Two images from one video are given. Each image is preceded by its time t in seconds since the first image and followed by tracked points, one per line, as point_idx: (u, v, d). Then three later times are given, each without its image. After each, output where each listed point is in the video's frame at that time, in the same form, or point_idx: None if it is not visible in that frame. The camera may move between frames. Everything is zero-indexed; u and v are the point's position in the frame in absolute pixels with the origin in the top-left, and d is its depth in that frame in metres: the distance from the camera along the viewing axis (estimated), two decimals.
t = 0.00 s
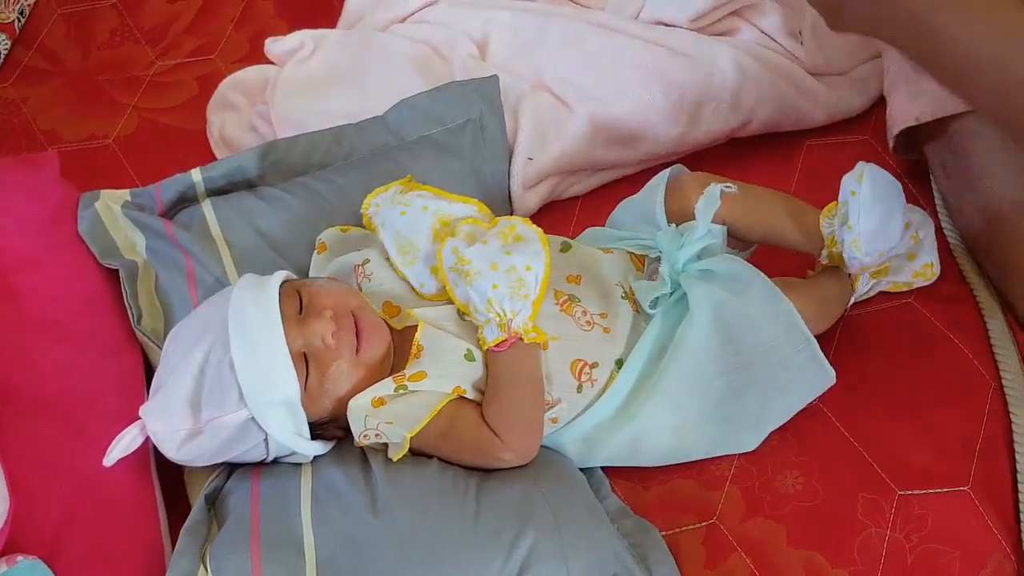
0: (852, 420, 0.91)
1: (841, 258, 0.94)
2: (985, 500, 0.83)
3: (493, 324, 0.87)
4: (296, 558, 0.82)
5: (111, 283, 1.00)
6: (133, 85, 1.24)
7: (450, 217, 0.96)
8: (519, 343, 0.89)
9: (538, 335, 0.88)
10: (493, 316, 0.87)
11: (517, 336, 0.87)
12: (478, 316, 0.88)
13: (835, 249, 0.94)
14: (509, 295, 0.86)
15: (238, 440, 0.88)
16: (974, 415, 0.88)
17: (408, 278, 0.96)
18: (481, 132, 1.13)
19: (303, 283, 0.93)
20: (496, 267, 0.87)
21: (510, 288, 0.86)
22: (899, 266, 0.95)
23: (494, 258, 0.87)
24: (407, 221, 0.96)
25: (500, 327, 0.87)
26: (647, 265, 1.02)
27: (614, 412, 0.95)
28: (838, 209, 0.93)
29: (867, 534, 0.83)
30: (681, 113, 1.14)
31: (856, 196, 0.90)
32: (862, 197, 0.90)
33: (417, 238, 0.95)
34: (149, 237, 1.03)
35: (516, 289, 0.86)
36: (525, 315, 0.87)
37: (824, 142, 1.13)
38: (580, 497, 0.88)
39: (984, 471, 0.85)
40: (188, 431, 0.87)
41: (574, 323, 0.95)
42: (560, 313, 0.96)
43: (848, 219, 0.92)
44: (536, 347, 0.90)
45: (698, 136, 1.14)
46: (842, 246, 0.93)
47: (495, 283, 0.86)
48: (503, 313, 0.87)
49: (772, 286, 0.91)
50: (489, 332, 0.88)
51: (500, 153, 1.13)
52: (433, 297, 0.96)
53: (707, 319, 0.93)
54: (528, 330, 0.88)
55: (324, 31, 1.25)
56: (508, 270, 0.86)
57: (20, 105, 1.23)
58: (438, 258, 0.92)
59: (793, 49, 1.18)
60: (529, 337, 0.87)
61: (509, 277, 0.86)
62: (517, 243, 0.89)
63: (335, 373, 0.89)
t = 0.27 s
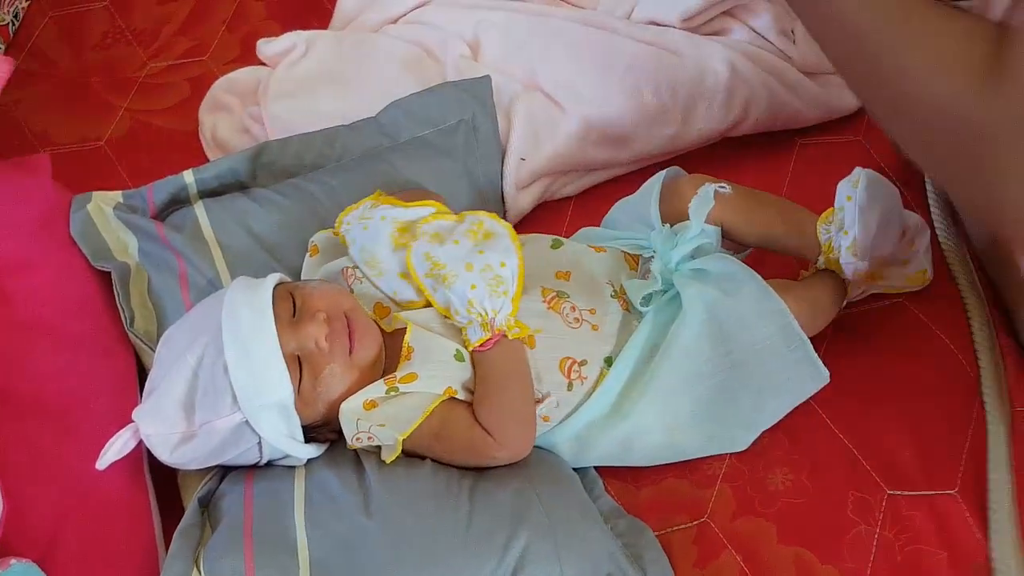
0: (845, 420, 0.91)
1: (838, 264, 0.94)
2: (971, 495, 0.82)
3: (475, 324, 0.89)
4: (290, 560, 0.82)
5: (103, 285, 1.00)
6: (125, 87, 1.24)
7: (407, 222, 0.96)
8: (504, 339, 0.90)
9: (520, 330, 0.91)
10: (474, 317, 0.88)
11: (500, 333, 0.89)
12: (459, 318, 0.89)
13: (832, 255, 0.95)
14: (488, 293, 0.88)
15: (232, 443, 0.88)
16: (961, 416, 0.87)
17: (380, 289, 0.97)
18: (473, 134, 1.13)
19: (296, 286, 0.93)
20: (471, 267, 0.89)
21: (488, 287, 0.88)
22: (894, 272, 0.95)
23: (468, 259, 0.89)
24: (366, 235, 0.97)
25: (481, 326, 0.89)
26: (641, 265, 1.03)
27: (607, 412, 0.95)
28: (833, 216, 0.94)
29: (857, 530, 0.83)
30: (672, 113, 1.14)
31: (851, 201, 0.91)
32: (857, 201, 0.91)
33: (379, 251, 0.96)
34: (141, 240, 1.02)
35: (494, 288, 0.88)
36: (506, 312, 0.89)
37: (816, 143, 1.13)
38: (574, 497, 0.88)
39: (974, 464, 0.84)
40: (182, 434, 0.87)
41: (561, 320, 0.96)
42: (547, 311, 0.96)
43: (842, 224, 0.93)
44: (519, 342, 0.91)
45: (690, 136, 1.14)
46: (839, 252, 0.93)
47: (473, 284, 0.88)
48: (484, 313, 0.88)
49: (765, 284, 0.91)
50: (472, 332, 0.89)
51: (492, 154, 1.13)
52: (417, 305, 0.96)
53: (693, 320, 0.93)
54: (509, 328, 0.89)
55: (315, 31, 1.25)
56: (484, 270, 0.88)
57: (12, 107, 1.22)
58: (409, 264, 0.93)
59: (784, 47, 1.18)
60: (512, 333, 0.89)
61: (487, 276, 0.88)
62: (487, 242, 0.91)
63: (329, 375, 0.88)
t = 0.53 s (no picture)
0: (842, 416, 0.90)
1: (837, 262, 0.93)
2: (960, 492, 0.83)
3: (473, 321, 0.89)
4: (288, 558, 0.82)
5: (100, 284, 1.00)
6: (121, 85, 1.24)
7: (404, 214, 0.96)
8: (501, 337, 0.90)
9: (518, 326, 0.91)
10: (472, 313, 0.89)
11: (499, 329, 0.90)
12: (456, 315, 0.90)
13: (830, 254, 0.94)
14: (487, 290, 0.89)
15: (229, 441, 0.88)
16: (953, 414, 0.87)
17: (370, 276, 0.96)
18: (469, 132, 1.13)
19: (294, 284, 0.93)
20: (470, 264, 0.90)
21: (487, 284, 0.89)
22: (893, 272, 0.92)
23: (467, 257, 0.90)
24: (361, 226, 0.96)
25: (479, 323, 0.89)
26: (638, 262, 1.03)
27: (604, 409, 0.95)
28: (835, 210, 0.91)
29: (850, 523, 0.84)
30: (669, 112, 1.14)
31: (850, 197, 0.88)
32: (854, 197, 0.87)
33: (372, 241, 0.95)
34: (138, 238, 1.02)
35: (493, 284, 0.89)
36: (503, 309, 0.90)
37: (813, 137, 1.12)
38: (571, 494, 0.88)
39: (964, 463, 0.84)
40: (180, 431, 0.87)
41: (556, 316, 0.96)
42: (543, 307, 0.97)
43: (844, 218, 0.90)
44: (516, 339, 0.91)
45: (687, 133, 1.14)
46: (839, 250, 0.92)
47: (473, 281, 0.89)
48: (482, 310, 0.89)
49: (763, 281, 0.91)
50: (469, 329, 0.90)
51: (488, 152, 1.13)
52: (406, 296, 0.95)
53: (692, 315, 0.93)
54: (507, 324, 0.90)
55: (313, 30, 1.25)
56: (483, 267, 0.89)
57: (8, 106, 1.22)
58: (406, 259, 0.93)
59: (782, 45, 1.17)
60: (510, 329, 0.90)
61: (486, 273, 0.89)
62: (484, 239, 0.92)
63: (327, 372, 0.89)
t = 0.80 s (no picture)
0: (841, 413, 0.90)
1: (840, 261, 0.93)
2: (960, 490, 0.83)
3: (472, 319, 0.89)
4: (285, 555, 0.82)
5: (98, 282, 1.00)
6: (119, 83, 1.23)
7: (417, 206, 0.95)
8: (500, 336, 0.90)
9: (517, 326, 0.90)
10: (473, 311, 0.89)
11: (498, 328, 0.89)
12: (456, 313, 0.90)
13: (833, 253, 0.94)
14: (489, 288, 0.89)
15: (227, 439, 0.88)
16: (952, 413, 0.87)
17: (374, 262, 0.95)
18: (468, 131, 1.13)
19: (292, 282, 0.93)
20: (475, 263, 0.90)
21: (491, 282, 0.89)
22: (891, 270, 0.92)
23: (472, 254, 0.90)
24: (374, 213, 0.96)
25: (479, 321, 0.89)
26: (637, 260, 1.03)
27: (602, 407, 0.94)
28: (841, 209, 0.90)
29: (848, 520, 0.84)
30: (666, 110, 1.14)
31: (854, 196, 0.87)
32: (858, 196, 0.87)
33: (384, 226, 0.94)
34: (136, 236, 1.02)
35: (497, 283, 0.89)
36: (504, 308, 0.89)
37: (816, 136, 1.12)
38: (569, 492, 0.88)
39: (963, 471, 0.84)
40: (178, 429, 0.87)
41: (555, 314, 0.96)
42: (542, 304, 0.97)
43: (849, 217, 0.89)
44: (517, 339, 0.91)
45: (687, 131, 1.14)
46: (843, 248, 0.92)
47: (477, 279, 0.89)
48: (484, 308, 0.89)
49: (759, 277, 0.91)
50: (469, 328, 0.89)
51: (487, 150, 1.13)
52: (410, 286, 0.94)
53: (690, 312, 0.93)
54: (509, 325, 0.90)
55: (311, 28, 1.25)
56: (488, 265, 0.89)
57: (5, 104, 1.22)
58: (415, 251, 0.92)
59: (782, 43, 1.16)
60: (509, 329, 0.89)
61: (489, 271, 0.89)
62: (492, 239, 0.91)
63: (326, 369, 0.89)
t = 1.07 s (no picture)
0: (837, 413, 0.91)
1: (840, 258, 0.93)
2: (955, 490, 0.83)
3: (466, 320, 0.87)
4: (283, 554, 0.82)
5: (94, 281, 1.00)
6: (115, 82, 1.23)
7: (421, 207, 0.93)
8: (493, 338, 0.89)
9: (511, 327, 0.88)
10: (466, 311, 0.87)
11: (491, 330, 0.88)
12: (449, 313, 0.88)
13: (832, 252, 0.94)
14: (483, 289, 0.87)
15: (224, 437, 0.88)
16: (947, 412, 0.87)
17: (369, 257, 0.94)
18: (465, 131, 1.13)
19: (289, 280, 0.93)
20: (469, 264, 0.88)
21: (485, 283, 0.87)
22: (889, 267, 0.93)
23: (467, 256, 0.89)
24: (377, 207, 0.94)
25: (472, 322, 0.87)
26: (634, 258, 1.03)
27: (598, 406, 0.95)
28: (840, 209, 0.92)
29: (843, 518, 0.84)
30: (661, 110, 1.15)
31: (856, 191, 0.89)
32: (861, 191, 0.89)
33: (384, 220, 0.92)
34: (133, 235, 1.02)
35: (491, 283, 0.87)
36: (497, 309, 0.88)
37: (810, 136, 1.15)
38: (566, 490, 0.89)
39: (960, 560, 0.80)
40: (175, 427, 0.87)
41: (551, 313, 0.96)
42: (538, 303, 0.96)
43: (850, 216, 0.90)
44: (510, 341, 0.90)
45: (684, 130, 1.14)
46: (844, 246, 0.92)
47: (472, 279, 0.87)
48: (477, 309, 0.87)
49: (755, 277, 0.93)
50: (462, 328, 0.88)
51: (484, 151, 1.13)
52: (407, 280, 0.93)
53: (686, 311, 0.94)
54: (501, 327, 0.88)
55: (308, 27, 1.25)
56: (482, 266, 0.88)
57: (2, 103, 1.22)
58: (413, 249, 0.90)
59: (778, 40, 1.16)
60: (502, 330, 0.88)
61: (483, 272, 0.88)
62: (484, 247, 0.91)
63: (321, 368, 0.88)
